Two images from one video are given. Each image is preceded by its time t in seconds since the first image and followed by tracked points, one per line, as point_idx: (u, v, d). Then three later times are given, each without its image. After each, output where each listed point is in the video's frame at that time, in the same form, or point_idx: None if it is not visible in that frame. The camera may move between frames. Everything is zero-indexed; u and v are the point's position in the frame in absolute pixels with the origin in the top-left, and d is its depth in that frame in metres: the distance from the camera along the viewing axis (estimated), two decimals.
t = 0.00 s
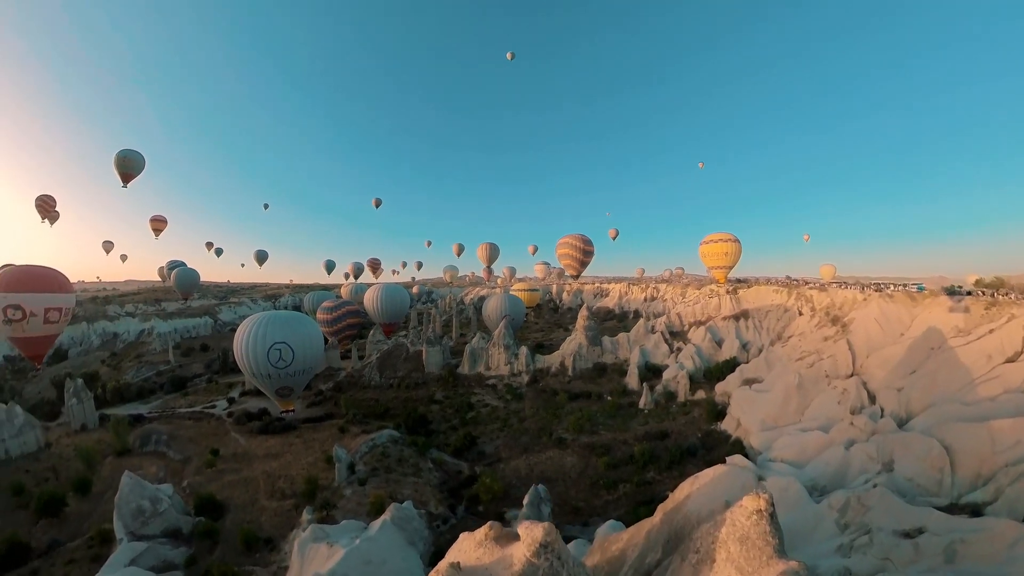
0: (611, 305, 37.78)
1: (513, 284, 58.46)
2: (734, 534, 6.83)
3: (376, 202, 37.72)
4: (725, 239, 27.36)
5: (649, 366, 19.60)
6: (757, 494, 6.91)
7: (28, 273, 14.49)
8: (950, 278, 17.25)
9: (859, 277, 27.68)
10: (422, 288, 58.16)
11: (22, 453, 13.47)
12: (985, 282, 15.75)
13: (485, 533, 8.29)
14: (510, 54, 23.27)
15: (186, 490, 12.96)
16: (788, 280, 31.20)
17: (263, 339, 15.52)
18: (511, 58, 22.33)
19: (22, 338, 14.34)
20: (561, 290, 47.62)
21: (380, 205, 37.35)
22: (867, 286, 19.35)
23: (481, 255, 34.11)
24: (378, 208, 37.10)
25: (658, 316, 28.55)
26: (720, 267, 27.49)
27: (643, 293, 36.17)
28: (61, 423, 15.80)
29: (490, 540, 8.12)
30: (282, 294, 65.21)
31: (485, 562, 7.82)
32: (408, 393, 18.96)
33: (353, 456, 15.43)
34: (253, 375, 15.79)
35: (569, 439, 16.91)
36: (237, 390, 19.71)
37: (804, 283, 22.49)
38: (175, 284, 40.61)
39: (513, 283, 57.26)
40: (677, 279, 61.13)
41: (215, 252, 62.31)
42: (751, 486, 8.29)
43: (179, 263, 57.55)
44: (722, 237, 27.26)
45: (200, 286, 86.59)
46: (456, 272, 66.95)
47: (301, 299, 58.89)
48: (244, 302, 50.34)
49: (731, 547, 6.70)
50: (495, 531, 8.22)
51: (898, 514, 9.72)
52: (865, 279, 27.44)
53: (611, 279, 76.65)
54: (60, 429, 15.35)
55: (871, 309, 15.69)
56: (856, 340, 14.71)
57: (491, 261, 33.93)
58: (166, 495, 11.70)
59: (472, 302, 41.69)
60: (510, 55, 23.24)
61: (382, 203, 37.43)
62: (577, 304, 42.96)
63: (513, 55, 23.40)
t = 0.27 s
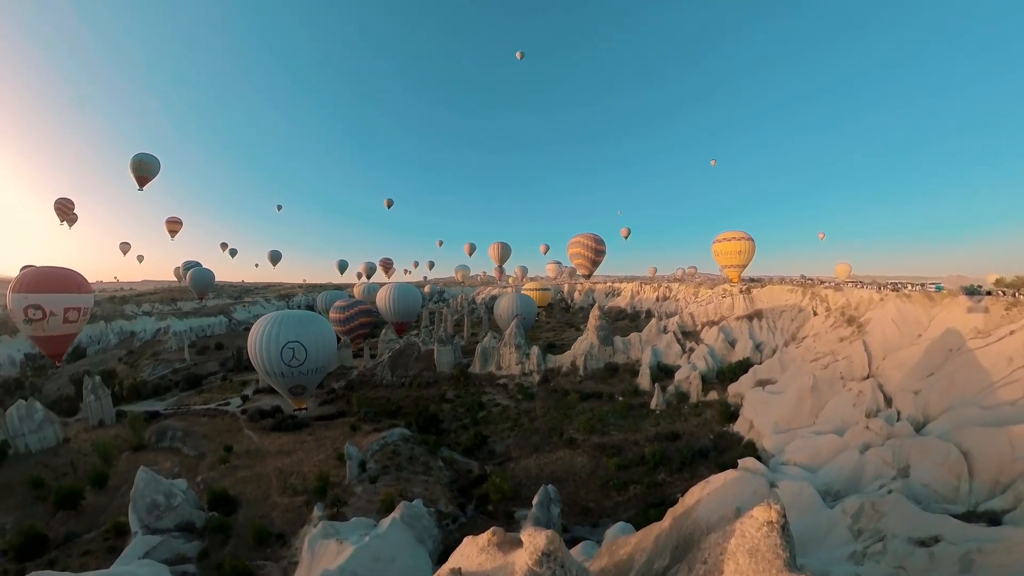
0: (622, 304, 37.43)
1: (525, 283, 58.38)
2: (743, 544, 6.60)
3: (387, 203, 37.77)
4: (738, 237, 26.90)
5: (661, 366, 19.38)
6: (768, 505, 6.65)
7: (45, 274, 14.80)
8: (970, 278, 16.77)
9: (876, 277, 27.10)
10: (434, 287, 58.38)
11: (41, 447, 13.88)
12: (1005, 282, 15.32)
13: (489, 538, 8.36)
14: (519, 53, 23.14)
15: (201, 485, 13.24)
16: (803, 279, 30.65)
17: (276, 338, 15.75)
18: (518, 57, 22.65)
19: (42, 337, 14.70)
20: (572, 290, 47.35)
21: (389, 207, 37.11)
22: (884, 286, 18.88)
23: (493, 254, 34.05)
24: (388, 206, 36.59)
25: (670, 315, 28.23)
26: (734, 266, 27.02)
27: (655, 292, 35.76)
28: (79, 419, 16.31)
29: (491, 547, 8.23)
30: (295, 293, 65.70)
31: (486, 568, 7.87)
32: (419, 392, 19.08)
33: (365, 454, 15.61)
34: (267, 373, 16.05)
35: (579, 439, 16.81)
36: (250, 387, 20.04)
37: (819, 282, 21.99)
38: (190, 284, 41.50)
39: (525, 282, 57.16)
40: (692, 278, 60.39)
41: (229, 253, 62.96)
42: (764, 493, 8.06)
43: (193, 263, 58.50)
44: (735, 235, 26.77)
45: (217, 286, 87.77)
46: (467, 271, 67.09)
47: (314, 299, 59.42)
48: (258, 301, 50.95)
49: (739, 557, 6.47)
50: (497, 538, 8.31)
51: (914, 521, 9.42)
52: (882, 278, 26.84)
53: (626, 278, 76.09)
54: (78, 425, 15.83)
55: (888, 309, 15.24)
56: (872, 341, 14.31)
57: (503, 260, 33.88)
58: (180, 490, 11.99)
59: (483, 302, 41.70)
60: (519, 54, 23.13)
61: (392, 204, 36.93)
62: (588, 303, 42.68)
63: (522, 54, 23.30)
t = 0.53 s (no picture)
0: (634, 304, 37.05)
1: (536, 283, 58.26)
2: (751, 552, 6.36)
3: (398, 203, 37.92)
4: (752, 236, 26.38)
5: (673, 366, 19.15)
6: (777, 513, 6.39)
7: (63, 275, 15.17)
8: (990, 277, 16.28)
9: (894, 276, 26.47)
10: (445, 287, 58.57)
11: (59, 442, 14.33)
12: None
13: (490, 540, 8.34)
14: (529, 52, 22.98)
15: (214, 481, 13.53)
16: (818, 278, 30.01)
17: (289, 337, 15.97)
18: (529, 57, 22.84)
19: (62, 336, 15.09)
20: (584, 289, 47.03)
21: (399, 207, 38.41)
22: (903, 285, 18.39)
23: (504, 253, 33.99)
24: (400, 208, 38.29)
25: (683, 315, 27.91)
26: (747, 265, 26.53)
27: (668, 291, 35.30)
28: (96, 414, 16.84)
29: (492, 549, 8.18)
30: (308, 293, 66.30)
31: (484, 571, 7.83)
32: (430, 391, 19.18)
33: (376, 451, 15.76)
34: (281, 371, 16.30)
35: (590, 439, 16.70)
36: (264, 385, 20.38)
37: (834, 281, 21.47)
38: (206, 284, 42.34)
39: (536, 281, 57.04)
40: (707, 277, 59.59)
41: (243, 253, 63.72)
42: (775, 497, 7.87)
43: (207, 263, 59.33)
44: (748, 234, 26.24)
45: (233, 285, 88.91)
46: (480, 270, 67.13)
47: (327, 298, 59.94)
48: (273, 300, 51.71)
49: (746, 567, 6.21)
50: (496, 541, 8.26)
51: (929, 528, 9.12)
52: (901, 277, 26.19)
53: (640, 278, 75.45)
54: (96, 421, 16.32)
55: (905, 309, 14.74)
56: (888, 343, 13.87)
57: (514, 259, 33.86)
58: (194, 484, 12.29)
59: (495, 301, 41.69)
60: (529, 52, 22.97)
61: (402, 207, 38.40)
62: (600, 303, 42.37)
63: (532, 53, 23.13)
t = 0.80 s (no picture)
0: (647, 303, 36.63)
1: (548, 282, 58.08)
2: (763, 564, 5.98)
3: (410, 203, 38.10)
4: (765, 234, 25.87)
5: (685, 366, 18.89)
6: (789, 528, 6.02)
7: (81, 275, 15.45)
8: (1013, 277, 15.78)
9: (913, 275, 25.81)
10: (457, 287, 58.68)
11: (78, 438, 14.79)
12: None
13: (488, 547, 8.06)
14: (539, 50, 22.88)
15: (227, 477, 13.80)
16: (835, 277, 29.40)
17: (301, 336, 16.18)
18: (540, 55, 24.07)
19: (79, 335, 15.35)
20: (596, 287, 46.69)
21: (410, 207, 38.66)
22: (922, 285, 17.89)
23: (516, 252, 33.91)
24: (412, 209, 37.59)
25: (695, 315, 27.56)
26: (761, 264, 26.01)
27: (681, 290, 34.82)
28: (114, 411, 17.35)
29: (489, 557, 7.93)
30: (320, 292, 66.92)
31: None
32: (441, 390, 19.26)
33: (386, 449, 15.91)
34: (293, 370, 16.54)
35: (601, 440, 16.57)
36: (277, 382, 20.69)
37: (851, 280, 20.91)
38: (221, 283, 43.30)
39: (548, 281, 56.88)
40: (722, 276, 58.77)
41: (258, 254, 64.58)
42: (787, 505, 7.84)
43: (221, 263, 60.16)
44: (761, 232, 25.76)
45: (249, 285, 90.13)
46: (492, 270, 67.21)
47: (339, 297, 60.47)
48: (287, 299, 52.47)
49: None
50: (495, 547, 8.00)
51: (947, 537, 8.84)
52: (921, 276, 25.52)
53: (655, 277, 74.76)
54: (113, 417, 16.81)
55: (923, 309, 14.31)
56: (906, 344, 13.48)
57: (526, 258, 33.77)
58: (207, 480, 12.56)
59: (506, 300, 41.65)
60: (539, 51, 22.87)
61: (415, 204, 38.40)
62: (612, 302, 42.04)
63: (543, 51, 22.98)
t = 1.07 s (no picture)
0: (659, 302, 36.15)
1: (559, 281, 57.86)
2: None
3: (421, 203, 38.24)
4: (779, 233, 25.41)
5: (697, 367, 18.61)
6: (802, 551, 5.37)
7: (98, 275, 15.51)
8: None
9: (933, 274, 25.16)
10: (468, 286, 58.73)
11: (94, 433, 15.31)
12: None
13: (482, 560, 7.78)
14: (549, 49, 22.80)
15: (240, 473, 14.05)
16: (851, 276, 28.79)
17: (314, 335, 16.39)
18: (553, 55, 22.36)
19: (97, 334, 15.45)
20: (608, 286, 46.25)
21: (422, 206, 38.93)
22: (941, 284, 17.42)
23: (527, 252, 33.80)
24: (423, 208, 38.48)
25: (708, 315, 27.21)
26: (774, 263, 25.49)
27: (694, 290, 34.29)
28: (130, 406, 17.86)
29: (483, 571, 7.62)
30: (333, 291, 67.45)
31: None
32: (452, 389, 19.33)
33: (396, 448, 16.04)
34: (306, 368, 16.76)
35: (611, 441, 16.42)
36: (289, 381, 21.00)
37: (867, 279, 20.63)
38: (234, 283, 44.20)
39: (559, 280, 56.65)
40: (738, 276, 57.91)
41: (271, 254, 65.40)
42: (797, 519, 7.91)
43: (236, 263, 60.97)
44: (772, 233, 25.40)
45: (264, 284, 91.24)
46: (504, 269, 67.14)
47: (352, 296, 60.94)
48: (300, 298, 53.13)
49: None
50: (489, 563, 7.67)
51: (964, 548, 8.57)
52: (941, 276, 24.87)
53: (670, 276, 74.00)
54: (129, 413, 17.24)
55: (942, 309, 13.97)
56: (924, 345, 13.15)
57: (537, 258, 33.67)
58: (220, 476, 12.83)
59: (518, 299, 41.56)
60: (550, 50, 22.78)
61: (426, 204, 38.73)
62: (623, 301, 41.63)
63: (553, 50, 22.88)
